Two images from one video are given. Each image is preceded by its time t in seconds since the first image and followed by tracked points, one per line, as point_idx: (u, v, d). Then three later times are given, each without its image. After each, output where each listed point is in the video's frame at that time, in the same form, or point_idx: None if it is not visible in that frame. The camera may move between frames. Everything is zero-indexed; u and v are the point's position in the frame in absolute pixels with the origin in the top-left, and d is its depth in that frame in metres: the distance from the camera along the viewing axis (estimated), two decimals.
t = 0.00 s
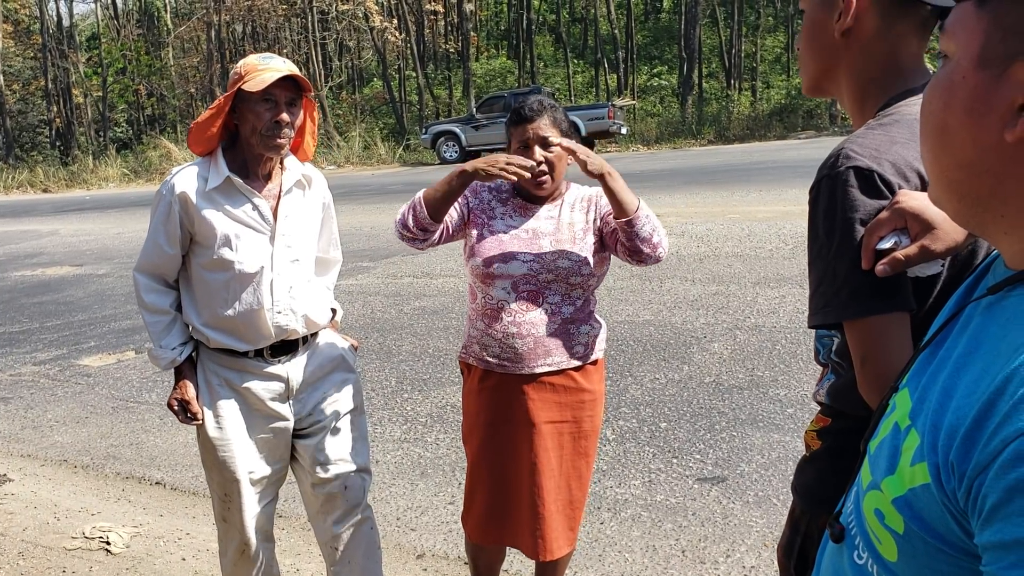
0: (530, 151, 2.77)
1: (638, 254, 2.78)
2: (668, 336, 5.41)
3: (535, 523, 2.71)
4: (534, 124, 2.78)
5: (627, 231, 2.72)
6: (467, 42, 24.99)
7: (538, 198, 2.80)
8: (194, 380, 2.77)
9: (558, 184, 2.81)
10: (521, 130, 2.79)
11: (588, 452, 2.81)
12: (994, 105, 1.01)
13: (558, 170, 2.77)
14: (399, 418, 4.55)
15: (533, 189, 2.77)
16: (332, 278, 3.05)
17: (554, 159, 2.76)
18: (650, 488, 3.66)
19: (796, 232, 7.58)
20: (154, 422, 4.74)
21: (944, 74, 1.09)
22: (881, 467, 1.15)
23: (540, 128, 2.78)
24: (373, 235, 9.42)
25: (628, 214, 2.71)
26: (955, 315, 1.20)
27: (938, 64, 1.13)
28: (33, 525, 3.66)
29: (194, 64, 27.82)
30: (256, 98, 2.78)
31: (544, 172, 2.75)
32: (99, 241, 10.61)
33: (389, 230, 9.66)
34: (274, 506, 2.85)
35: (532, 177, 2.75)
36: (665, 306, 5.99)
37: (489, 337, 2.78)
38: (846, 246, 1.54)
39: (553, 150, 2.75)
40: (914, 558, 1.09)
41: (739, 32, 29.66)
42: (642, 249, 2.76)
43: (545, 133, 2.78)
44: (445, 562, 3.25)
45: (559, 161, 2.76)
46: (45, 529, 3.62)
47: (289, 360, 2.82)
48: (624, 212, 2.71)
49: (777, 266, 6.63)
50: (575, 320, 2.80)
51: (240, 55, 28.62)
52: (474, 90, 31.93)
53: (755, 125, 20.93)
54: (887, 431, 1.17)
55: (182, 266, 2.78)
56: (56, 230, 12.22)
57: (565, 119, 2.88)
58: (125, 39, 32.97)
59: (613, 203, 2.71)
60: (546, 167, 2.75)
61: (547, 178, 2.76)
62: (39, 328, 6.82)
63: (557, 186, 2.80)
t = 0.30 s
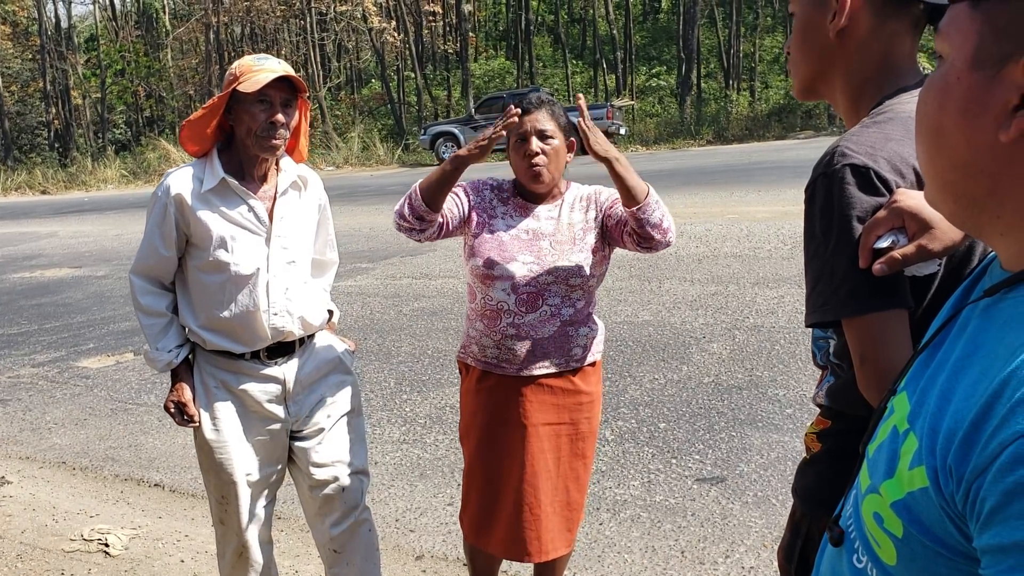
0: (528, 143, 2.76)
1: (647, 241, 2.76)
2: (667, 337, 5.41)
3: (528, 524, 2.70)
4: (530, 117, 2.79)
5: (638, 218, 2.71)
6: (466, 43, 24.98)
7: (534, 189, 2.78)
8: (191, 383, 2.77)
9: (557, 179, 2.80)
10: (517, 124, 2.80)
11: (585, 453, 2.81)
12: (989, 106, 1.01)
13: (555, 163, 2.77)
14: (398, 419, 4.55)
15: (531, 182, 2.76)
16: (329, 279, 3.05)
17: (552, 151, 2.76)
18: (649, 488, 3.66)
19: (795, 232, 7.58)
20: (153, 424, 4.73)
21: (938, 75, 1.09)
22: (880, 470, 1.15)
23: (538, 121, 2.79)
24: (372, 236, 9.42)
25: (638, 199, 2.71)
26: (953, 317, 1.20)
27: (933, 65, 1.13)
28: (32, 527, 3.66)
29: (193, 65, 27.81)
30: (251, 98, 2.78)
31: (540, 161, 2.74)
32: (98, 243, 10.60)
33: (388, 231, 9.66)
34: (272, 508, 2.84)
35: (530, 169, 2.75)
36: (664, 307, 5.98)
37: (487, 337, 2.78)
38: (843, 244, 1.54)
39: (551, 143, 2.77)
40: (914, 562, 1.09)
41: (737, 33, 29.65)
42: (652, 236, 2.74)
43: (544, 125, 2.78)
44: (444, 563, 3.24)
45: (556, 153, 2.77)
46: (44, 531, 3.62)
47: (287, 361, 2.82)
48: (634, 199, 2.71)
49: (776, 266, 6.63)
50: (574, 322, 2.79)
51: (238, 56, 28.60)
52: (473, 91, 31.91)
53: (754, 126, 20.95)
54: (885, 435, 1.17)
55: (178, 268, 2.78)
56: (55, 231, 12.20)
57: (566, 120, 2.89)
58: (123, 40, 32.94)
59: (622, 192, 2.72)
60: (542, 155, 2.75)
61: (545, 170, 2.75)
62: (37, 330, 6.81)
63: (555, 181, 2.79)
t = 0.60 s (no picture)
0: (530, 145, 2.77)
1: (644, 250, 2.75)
2: (669, 338, 5.40)
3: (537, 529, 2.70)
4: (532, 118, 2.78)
5: (637, 230, 2.71)
6: (467, 43, 24.97)
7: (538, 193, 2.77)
8: (192, 385, 2.77)
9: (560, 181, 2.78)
10: (520, 126, 2.79)
11: (591, 456, 2.81)
12: (988, 108, 1.00)
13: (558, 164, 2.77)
14: (399, 420, 4.54)
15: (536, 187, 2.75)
16: (330, 281, 3.05)
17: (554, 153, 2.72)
18: (651, 490, 3.65)
19: (797, 233, 7.57)
20: (154, 425, 4.73)
21: (939, 79, 1.08)
22: (884, 475, 1.14)
23: (540, 124, 2.77)
24: (373, 237, 9.41)
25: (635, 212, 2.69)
26: (957, 320, 1.19)
27: (934, 68, 1.12)
28: (34, 529, 3.66)
29: (193, 66, 27.82)
30: (251, 100, 2.77)
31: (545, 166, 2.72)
32: (99, 244, 10.60)
33: (389, 232, 9.65)
34: (273, 510, 2.84)
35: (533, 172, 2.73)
36: (665, 308, 5.98)
37: (492, 341, 2.77)
38: (847, 245, 1.54)
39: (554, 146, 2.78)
40: (919, 567, 1.08)
41: (738, 33, 29.63)
42: (648, 249, 2.73)
43: (546, 128, 2.78)
44: (446, 565, 3.24)
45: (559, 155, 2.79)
46: (45, 533, 3.62)
47: (288, 363, 2.81)
48: (632, 212, 2.70)
49: (777, 267, 6.62)
50: (579, 325, 2.78)
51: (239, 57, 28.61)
52: (473, 92, 31.90)
53: (756, 126, 20.96)
54: (890, 439, 1.16)
55: (179, 270, 2.77)
56: (56, 233, 12.20)
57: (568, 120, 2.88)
58: (124, 41, 32.95)
59: (619, 203, 2.70)
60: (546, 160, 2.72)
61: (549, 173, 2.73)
62: (39, 331, 6.81)
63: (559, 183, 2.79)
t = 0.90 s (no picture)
0: (534, 151, 2.76)
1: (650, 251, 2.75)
2: (670, 338, 5.41)
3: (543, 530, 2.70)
4: (535, 124, 2.77)
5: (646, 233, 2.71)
6: (467, 43, 24.98)
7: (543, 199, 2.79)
8: (195, 383, 2.77)
9: (564, 185, 2.80)
10: (524, 130, 2.79)
11: (597, 456, 2.81)
12: (995, 106, 1.00)
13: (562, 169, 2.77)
14: (401, 420, 4.54)
15: (538, 190, 2.77)
16: (332, 280, 3.05)
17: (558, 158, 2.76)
18: (653, 490, 3.65)
19: (798, 233, 7.57)
20: (156, 425, 4.73)
21: (945, 78, 1.08)
22: (892, 472, 1.14)
23: (543, 127, 2.78)
24: (373, 237, 9.41)
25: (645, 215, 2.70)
26: (965, 318, 1.19)
27: (940, 67, 1.12)
28: (36, 528, 3.66)
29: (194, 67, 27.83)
30: (255, 100, 2.77)
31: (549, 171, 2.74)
32: (100, 244, 10.60)
33: (389, 232, 9.66)
34: (276, 510, 2.84)
35: (537, 178, 2.75)
36: (667, 308, 5.98)
37: (497, 343, 2.77)
38: (852, 243, 1.54)
39: (557, 150, 2.77)
40: (927, 564, 1.08)
41: (738, 33, 29.65)
42: (657, 251, 2.73)
43: (549, 132, 2.77)
44: (448, 564, 3.24)
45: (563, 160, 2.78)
46: (47, 532, 3.61)
47: (291, 362, 2.81)
48: (643, 213, 2.70)
49: (778, 267, 6.63)
50: (583, 326, 2.78)
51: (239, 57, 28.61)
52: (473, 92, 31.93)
53: (756, 126, 21.02)
54: (897, 436, 1.16)
55: (182, 270, 2.77)
56: (56, 233, 12.20)
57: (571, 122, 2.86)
58: (124, 42, 32.96)
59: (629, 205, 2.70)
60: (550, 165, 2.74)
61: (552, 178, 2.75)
62: (40, 331, 6.81)
63: (563, 187, 2.80)
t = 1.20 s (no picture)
0: (535, 149, 2.76)
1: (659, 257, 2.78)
2: (671, 339, 5.41)
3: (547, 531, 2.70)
4: (537, 122, 2.78)
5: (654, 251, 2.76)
6: (467, 44, 24.98)
7: (543, 197, 2.80)
8: (198, 383, 2.77)
9: (564, 184, 2.80)
10: (525, 129, 2.79)
11: (600, 457, 2.81)
12: (1000, 107, 1.00)
13: (564, 169, 2.77)
14: (402, 421, 4.55)
15: (538, 188, 2.78)
16: (335, 281, 3.05)
17: (559, 158, 2.76)
18: (654, 490, 3.65)
19: (798, 234, 7.58)
20: (157, 425, 4.73)
21: (949, 78, 1.08)
22: (897, 472, 1.15)
23: (546, 126, 2.78)
24: (374, 238, 9.42)
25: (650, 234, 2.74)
26: (969, 317, 1.19)
27: (944, 67, 1.12)
28: (37, 529, 3.66)
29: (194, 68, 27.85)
30: (260, 101, 2.77)
31: (550, 170, 2.75)
32: (100, 245, 10.60)
33: (390, 233, 9.66)
34: (278, 510, 2.84)
35: (538, 177, 2.76)
36: (668, 309, 5.99)
37: (499, 346, 2.77)
38: (854, 243, 1.54)
39: (559, 149, 2.77)
40: (932, 563, 1.08)
41: (738, 35, 29.68)
42: (670, 263, 2.79)
43: (552, 131, 2.78)
44: (449, 565, 3.24)
45: (564, 160, 2.77)
46: (48, 533, 3.61)
47: (294, 363, 2.81)
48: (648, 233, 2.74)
49: (779, 268, 6.64)
50: (584, 327, 2.78)
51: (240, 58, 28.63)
52: (474, 93, 31.95)
53: (756, 127, 21.10)
54: (902, 436, 1.16)
55: (185, 270, 2.77)
56: (56, 234, 12.22)
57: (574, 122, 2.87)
58: (125, 43, 32.98)
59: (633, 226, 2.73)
60: (552, 164, 2.75)
61: (554, 176, 2.75)
62: (41, 332, 6.81)
63: (563, 187, 2.80)
